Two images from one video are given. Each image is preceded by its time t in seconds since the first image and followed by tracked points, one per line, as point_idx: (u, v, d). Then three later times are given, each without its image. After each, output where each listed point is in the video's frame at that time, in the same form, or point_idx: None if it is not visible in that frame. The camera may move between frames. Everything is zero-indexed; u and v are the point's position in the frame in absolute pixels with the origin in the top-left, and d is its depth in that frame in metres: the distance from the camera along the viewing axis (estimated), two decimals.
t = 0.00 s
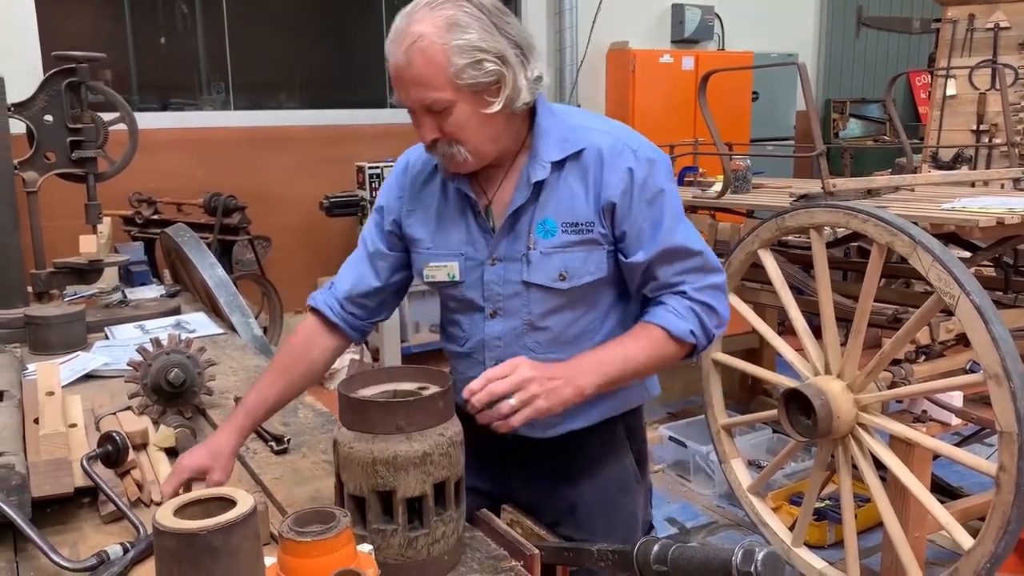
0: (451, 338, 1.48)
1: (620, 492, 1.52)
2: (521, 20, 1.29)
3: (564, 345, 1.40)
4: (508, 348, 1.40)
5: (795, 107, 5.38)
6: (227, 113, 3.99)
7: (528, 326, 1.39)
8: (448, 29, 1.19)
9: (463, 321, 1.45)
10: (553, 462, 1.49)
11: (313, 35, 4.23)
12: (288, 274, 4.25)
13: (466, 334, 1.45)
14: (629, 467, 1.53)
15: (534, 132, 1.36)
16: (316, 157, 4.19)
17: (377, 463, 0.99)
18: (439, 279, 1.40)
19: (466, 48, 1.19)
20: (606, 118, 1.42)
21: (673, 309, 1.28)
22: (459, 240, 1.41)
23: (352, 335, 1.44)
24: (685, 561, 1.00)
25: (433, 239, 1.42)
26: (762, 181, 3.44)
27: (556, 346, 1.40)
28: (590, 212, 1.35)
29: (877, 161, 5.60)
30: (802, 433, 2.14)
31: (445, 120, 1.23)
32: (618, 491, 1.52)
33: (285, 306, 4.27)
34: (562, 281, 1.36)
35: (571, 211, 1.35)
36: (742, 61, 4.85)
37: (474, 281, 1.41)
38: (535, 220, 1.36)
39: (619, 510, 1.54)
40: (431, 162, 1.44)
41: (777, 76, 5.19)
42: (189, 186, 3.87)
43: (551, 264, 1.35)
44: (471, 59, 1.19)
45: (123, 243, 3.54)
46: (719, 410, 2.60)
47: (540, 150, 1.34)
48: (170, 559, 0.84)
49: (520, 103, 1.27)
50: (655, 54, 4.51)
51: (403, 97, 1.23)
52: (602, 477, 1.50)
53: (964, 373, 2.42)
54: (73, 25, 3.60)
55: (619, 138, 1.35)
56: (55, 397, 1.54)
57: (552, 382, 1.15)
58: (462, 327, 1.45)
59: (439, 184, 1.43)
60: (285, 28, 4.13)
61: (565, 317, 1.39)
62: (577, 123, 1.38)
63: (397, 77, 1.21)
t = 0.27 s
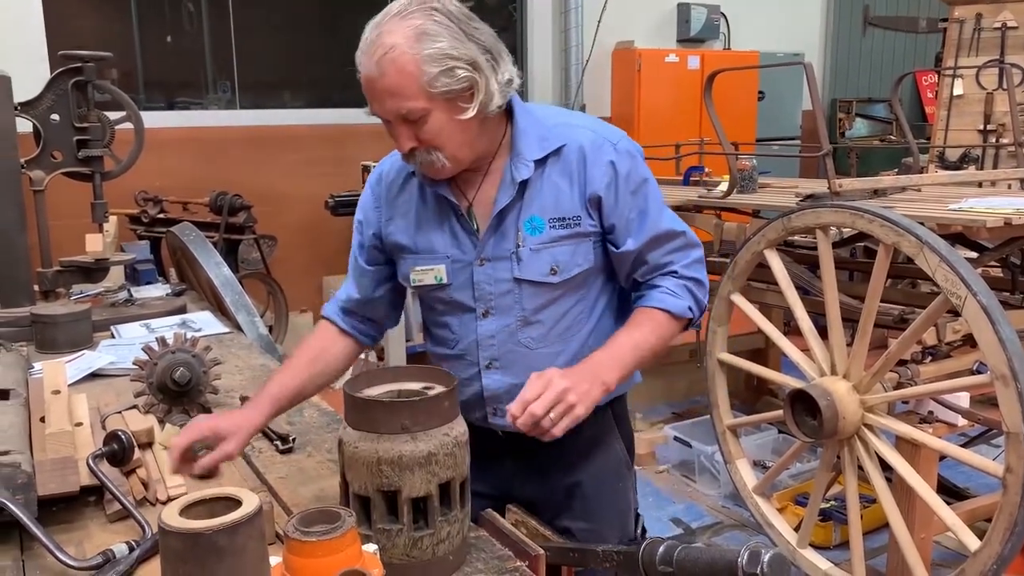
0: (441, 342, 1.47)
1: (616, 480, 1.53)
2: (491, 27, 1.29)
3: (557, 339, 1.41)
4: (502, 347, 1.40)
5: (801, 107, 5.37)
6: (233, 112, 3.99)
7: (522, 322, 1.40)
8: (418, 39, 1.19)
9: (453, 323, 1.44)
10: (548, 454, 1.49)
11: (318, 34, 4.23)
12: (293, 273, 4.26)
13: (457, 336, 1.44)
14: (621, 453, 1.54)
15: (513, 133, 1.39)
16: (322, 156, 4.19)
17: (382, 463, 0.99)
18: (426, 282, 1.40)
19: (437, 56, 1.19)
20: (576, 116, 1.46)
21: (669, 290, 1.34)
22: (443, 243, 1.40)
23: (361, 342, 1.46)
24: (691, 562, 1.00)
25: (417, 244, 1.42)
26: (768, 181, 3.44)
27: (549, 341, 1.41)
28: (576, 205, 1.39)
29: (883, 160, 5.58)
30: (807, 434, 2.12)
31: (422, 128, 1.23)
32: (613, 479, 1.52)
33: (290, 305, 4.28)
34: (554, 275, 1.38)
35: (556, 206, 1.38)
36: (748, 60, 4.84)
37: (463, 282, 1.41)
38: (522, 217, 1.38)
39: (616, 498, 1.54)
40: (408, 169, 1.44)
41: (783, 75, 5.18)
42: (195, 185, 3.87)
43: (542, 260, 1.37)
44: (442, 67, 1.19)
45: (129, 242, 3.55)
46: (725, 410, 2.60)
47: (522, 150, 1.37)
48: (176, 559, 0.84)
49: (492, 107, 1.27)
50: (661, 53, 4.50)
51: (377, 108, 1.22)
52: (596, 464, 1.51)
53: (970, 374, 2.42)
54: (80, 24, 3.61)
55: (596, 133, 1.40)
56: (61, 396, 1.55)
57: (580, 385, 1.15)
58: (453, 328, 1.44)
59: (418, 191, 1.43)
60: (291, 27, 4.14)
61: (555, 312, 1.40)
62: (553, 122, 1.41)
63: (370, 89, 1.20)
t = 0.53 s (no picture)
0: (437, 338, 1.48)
1: (609, 476, 1.54)
2: (484, 17, 1.33)
3: (551, 332, 1.43)
4: (497, 340, 1.41)
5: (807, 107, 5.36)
6: (239, 113, 4.00)
7: (517, 314, 1.41)
8: (423, 28, 1.21)
9: (448, 317, 1.45)
10: (540, 452, 1.50)
11: (324, 34, 4.23)
12: (299, 273, 4.26)
13: (452, 331, 1.45)
14: (614, 449, 1.55)
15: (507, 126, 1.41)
16: (327, 156, 4.20)
17: (387, 464, 0.99)
18: (422, 277, 1.41)
19: (444, 43, 1.22)
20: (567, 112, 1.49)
21: (658, 286, 1.37)
22: (439, 237, 1.42)
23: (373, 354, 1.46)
24: (697, 563, 0.99)
25: (412, 239, 1.43)
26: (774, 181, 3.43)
27: (543, 333, 1.42)
28: (568, 198, 1.41)
29: (889, 160, 5.57)
30: (814, 435, 2.12)
31: (427, 118, 1.25)
32: (606, 475, 1.53)
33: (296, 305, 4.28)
34: (548, 267, 1.40)
35: (549, 198, 1.41)
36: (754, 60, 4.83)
37: (459, 276, 1.42)
38: (517, 210, 1.40)
39: (609, 493, 1.56)
40: (404, 164, 1.45)
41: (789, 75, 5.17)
42: (201, 185, 3.88)
43: (536, 251, 1.39)
44: (448, 54, 1.22)
45: (135, 242, 3.56)
46: (730, 411, 2.59)
47: (517, 142, 1.39)
48: (180, 560, 0.85)
49: (494, 91, 1.31)
50: (667, 53, 4.50)
51: (383, 101, 1.23)
52: (587, 461, 1.52)
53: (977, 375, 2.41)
54: (87, 24, 3.62)
55: (587, 127, 1.43)
56: (67, 395, 1.55)
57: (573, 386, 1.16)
58: (448, 322, 1.45)
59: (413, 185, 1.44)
60: (297, 27, 4.14)
61: (549, 304, 1.42)
62: (545, 116, 1.43)
63: (376, 81, 1.22)
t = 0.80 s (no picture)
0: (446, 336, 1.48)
1: (615, 478, 1.55)
2: (520, 19, 1.37)
3: (563, 335, 1.43)
4: (511, 341, 1.42)
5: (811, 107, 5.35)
6: (243, 114, 4.00)
7: (532, 317, 1.41)
8: (464, 23, 1.24)
9: (461, 316, 1.45)
10: (548, 453, 1.50)
11: (328, 35, 4.23)
12: (302, 274, 4.26)
13: (465, 330, 1.45)
14: (620, 452, 1.55)
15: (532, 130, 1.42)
16: (331, 157, 4.20)
17: (391, 465, 0.99)
18: (438, 275, 1.42)
19: (483, 40, 1.25)
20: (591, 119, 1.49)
21: (668, 297, 1.38)
22: (458, 236, 1.42)
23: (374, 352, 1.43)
24: (702, 563, 0.99)
25: (429, 237, 1.43)
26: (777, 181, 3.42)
27: (556, 336, 1.43)
28: (588, 203, 1.41)
29: (894, 160, 5.55)
30: (818, 435, 2.11)
31: (462, 113, 1.27)
32: (612, 477, 1.54)
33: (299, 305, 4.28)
34: (565, 271, 1.40)
35: (570, 203, 1.41)
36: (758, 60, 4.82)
37: (475, 275, 1.42)
38: (537, 213, 1.41)
39: (614, 496, 1.56)
40: (425, 159, 1.45)
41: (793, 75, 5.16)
42: (205, 185, 3.89)
43: (555, 255, 1.40)
44: (488, 52, 1.26)
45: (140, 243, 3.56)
46: (734, 411, 2.58)
47: (542, 146, 1.39)
48: (184, 560, 0.85)
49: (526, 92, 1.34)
50: (671, 53, 4.50)
51: (418, 93, 1.25)
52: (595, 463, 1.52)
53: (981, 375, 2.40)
54: (92, 25, 3.63)
55: (610, 135, 1.43)
56: (72, 396, 1.56)
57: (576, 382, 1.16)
58: (461, 321, 1.45)
59: (433, 183, 1.44)
60: (301, 28, 4.15)
61: (564, 308, 1.43)
62: (570, 122, 1.44)
63: (415, 72, 1.24)
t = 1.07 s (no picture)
0: (456, 327, 1.49)
1: (622, 489, 1.52)
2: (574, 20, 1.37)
3: (573, 342, 1.41)
4: (519, 340, 1.41)
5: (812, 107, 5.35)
6: (244, 115, 4.01)
7: (543, 319, 1.40)
8: (517, 18, 1.25)
9: (474, 309, 1.45)
10: (555, 458, 1.48)
11: (328, 36, 4.24)
12: (303, 274, 4.27)
13: (475, 323, 1.45)
14: (629, 464, 1.53)
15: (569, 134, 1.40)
16: (332, 158, 4.21)
17: (392, 466, 0.99)
18: (456, 264, 1.43)
19: (535, 38, 1.25)
20: (638, 131, 1.46)
21: (683, 315, 1.31)
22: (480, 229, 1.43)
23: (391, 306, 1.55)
24: (704, 564, 0.99)
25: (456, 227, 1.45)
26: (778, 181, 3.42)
27: (564, 341, 1.41)
28: (614, 213, 1.38)
29: (895, 161, 5.55)
30: (819, 436, 2.11)
31: (504, 108, 1.28)
32: (618, 487, 1.52)
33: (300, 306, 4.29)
34: (581, 277, 1.38)
35: (595, 211, 1.38)
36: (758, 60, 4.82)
37: (492, 271, 1.42)
38: (561, 217, 1.40)
39: (621, 507, 1.54)
40: (465, 152, 1.48)
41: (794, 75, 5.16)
42: (206, 186, 3.89)
43: (573, 259, 1.38)
44: (538, 49, 1.26)
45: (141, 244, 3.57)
46: (736, 411, 2.58)
47: (576, 151, 1.37)
48: (187, 561, 0.85)
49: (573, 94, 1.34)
50: (672, 54, 4.50)
51: (465, 83, 1.26)
52: (603, 472, 1.50)
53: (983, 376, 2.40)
54: (94, 27, 3.64)
55: (650, 147, 1.39)
56: (74, 397, 1.56)
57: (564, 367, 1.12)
58: (473, 314, 1.46)
59: (468, 173, 1.47)
60: (302, 30, 4.15)
61: (579, 314, 1.41)
62: (613, 130, 1.41)
63: (463, 63, 1.25)
